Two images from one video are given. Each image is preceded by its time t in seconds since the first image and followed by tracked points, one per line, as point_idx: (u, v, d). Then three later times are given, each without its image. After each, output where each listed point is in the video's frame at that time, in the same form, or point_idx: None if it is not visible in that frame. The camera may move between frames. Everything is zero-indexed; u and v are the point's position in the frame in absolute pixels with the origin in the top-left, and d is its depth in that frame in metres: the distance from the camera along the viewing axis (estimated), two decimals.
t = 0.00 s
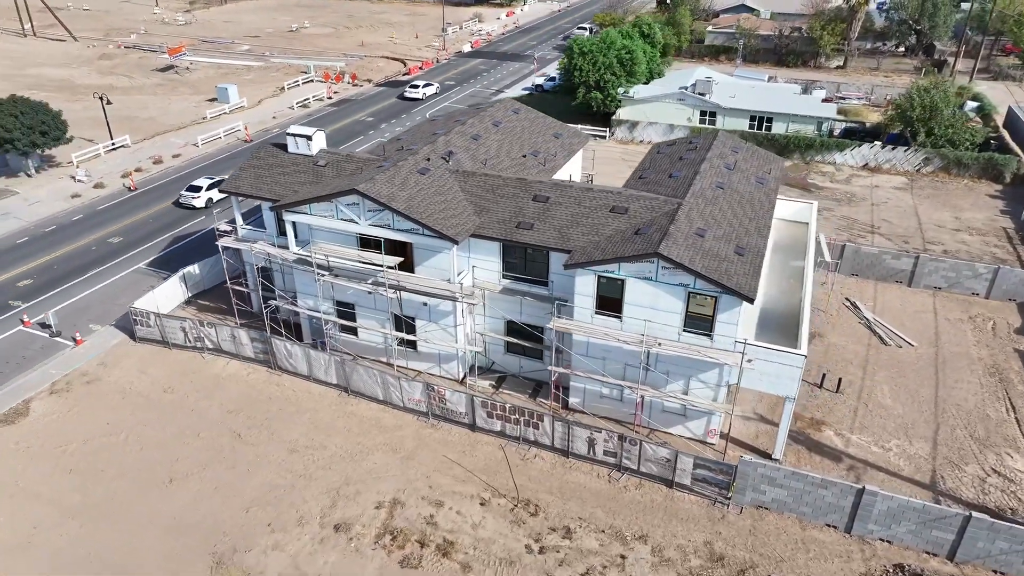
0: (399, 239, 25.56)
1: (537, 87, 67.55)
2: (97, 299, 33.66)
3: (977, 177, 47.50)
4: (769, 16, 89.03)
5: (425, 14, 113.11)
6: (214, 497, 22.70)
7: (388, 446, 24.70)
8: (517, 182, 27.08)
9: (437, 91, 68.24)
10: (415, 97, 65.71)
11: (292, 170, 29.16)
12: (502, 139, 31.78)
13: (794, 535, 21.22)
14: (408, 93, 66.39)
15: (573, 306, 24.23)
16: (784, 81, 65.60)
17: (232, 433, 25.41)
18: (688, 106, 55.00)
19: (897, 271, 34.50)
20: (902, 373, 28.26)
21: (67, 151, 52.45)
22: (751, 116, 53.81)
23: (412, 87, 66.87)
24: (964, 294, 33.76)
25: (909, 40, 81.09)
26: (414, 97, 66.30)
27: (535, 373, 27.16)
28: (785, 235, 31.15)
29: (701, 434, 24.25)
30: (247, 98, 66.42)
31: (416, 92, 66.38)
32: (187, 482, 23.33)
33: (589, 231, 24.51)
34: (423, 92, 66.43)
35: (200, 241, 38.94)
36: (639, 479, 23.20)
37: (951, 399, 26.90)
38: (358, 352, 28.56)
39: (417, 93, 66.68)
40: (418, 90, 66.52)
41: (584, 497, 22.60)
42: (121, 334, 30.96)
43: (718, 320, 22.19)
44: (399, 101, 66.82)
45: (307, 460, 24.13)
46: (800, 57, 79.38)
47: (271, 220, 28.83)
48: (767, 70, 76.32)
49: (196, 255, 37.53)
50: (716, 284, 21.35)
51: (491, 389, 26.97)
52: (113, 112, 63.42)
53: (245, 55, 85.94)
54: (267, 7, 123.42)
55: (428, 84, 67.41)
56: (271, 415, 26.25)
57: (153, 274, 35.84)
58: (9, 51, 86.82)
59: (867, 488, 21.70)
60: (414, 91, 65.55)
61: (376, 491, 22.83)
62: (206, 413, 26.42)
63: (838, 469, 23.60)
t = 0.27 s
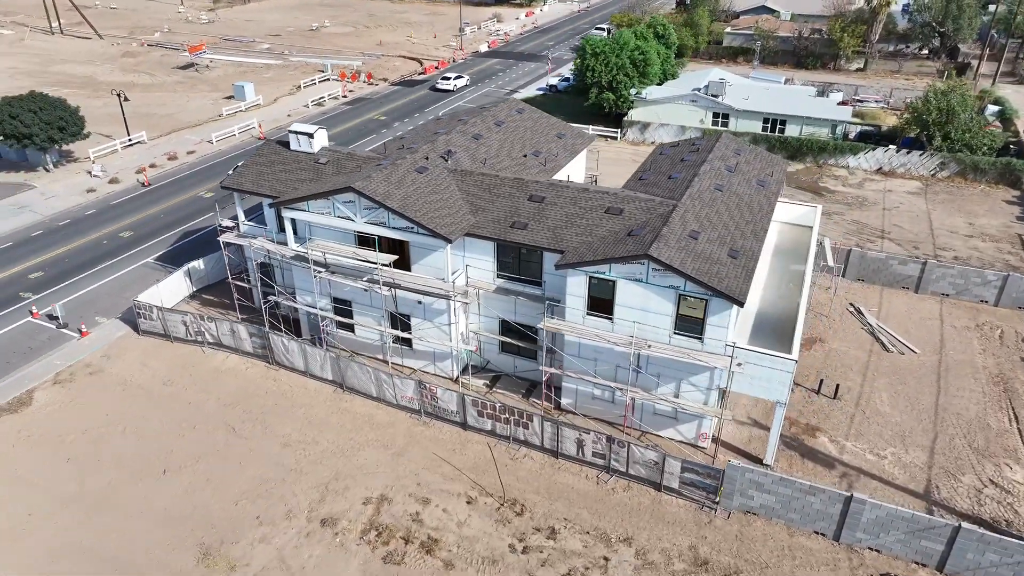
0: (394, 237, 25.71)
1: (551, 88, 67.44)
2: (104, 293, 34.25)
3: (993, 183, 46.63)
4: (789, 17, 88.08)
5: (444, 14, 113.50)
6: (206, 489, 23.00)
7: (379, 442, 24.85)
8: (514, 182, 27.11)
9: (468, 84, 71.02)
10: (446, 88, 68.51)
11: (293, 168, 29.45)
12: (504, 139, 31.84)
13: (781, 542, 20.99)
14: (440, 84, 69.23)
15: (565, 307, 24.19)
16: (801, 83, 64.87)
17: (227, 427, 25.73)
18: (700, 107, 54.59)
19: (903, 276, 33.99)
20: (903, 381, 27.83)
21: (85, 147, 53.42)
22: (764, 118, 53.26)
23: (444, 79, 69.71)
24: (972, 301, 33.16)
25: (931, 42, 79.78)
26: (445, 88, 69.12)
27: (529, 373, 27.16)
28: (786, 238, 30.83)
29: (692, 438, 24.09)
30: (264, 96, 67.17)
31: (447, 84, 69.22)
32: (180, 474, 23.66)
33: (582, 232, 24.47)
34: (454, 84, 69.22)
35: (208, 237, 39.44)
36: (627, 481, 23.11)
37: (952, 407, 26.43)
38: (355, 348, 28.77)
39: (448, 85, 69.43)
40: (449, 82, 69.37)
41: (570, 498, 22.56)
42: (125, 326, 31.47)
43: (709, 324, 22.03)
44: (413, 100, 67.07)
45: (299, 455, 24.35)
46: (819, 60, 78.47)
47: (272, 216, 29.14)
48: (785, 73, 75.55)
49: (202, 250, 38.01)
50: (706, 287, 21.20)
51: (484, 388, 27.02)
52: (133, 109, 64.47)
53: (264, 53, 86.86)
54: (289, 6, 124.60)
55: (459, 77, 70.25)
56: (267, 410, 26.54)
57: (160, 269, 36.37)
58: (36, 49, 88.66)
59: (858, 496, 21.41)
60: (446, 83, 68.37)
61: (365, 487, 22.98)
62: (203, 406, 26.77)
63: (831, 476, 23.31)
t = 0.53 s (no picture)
0: (390, 235, 25.86)
1: (564, 88, 67.34)
2: (112, 286, 34.84)
3: (1009, 189, 45.74)
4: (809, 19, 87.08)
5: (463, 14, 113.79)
6: (198, 481, 23.33)
7: (370, 439, 25.02)
8: (511, 182, 27.14)
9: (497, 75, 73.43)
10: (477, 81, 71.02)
11: (294, 165, 29.74)
12: (505, 138, 31.90)
13: (767, 548, 20.79)
14: (471, 77, 71.67)
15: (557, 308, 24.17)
16: (817, 85, 64.05)
17: (222, 420, 26.06)
18: (713, 109, 54.19)
19: (909, 282, 33.46)
20: (903, 388, 27.43)
21: (102, 143, 54.36)
22: (777, 121, 52.74)
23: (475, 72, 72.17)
24: (980, 308, 32.57)
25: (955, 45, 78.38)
26: (476, 81, 71.64)
27: (523, 373, 27.18)
28: (788, 242, 30.51)
29: (682, 441, 23.96)
30: (280, 94, 67.86)
31: (477, 77, 71.72)
32: (174, 466, 24.01)
33: (576, 232, 24.43)
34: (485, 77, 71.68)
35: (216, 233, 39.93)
36: (615, 483, 23.05)
37: (951, 416, 26.00)
38: (352, 345, 28.99)
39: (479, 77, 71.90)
40: (480, 74, 71.81)
41: (557, 498, 22.54)
42: (129, 319, 31.99)
43: (698, 326, 21.88)
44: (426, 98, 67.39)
45: (291, 449, 24.60)
46: (838, 62, 77.46)
47: (272, 213, 29.45)
48: (803, 75, 74.73)
49: (209, 246, 38.51)
50: (695, 290, 21.06)
51: (478, 387, 27.08)
52: (151, 106, 65.49)
53: (283, 52, 87.72)
54: (310, 6, 125.63)
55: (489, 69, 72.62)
56: (262, 404, 26.83)
57: (167, 263, 36.91)
58: (62, 47, 90.38)
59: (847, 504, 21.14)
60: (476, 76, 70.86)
61: (353, 483, 23.15)
62: (200, 399, 27.14)
63: (822, 482, 23.05)
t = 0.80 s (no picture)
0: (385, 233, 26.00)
1: (578, 89, 67.23)
2: (119, 279, 35.43)
3: None
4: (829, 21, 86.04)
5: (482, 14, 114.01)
6: (191, 473, 23.67)
7: (362, 435, 25.18)
8: (507, 181, 27.18)
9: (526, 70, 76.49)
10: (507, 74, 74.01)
11: (296, 163, 30.03)
12: (507, 138, 31.96)
13: (752, 554, 20.61)
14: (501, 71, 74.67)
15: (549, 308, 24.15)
16: (834, 87, 63.27)
17: (218, 414, 26.39)
18: (725, 111, 53.79)
19: (915, 288, 32.96)
20: (902, 395, 27.04)
21: (119, 139, 55.27)
22: (790, 123, 52.22)
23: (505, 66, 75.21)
24: (987, 316, 31.98)
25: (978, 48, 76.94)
26: (506, 74, 74.62)
27: (517, 372, 27.19)
28: (789, 246, 30.22)
29: (673, 444, 23.83)
30: (295, 93, 68.50)
31: (508, 71, 74.69)
32: (168, 458, 24.37)
33: (569, 233, 24.41)
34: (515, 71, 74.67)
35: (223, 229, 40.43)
36: (603, 485, 22.99)
37: (950, 424, 25.57)
38: (349, 341, 29.21)
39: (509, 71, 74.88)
40: (510, 68, 74.83)
41: (544, 499, 22.54)
42: (134, 313, 32.52)
43: (688, 329, 21.75)
44: (440, 98, 67.77)
45: (283, 444, 24.85)
46: (858, 64, 76.40)
47: (273, 210, 29.75)
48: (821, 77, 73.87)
49: (216, 242, 39.01)
50: (684, 292, 20.93)
51: (472, 386, 27.15)
52: (169, 103, 66.46)
53: (301, 51, 88.50)
54: (331, 5, 126.65)
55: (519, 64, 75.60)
56: (258, 399, 27.13)
57: (174, 258, 37.44)
58: (87, 44, 92.03)
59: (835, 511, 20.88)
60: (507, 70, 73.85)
61: (342, 478, 23.33)
62: (198, 393, 27.50)
63: (813, 489, 22.79)
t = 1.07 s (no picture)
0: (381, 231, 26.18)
1: (591, 89, 67.07)
2: (127, 273, 36.02)
3: None
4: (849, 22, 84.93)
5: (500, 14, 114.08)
6: (184, 465, 24.01)
7: (354, 431, 25.37)
8: (504, 181, 27.24)
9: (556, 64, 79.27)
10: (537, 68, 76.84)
11: (298, 160, 30.32)
12: (508, 138, 32.02)
13: (737, 559, 20.45)
14: (532, 64, 77.61)
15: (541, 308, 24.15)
16: (850, 90, 62.46)
17: (214, 407, 26.74)
18: (737, 112, 53.36)
19: (920, 293, 32.45)
20: (901, 402, 26.66)
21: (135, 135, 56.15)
22: (803, 125, 51.64)
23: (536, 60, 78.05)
24: (993, 323, 31.41)
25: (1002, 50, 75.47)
26: (536, 67, 77.49)
27: (511, 372, 27.23)
28: (790, 249, 29.92)
29: (663, 446, 23.71)
30: (310, 91, 69.11)
31: (538, 64, 77.53)
32: (163, 449, 24.74)
33: (562, 233, 24.39)
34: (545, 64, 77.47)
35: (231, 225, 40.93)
36: (591, 486, 22.94)
37: (949, 433, 25.16)
38: (347, 338, 29.44)
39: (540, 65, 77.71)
40: (540, 62, 77.63)
41: (531, 498, 22.55)
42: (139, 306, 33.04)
43: (677, 331, 21.64)
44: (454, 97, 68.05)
45: (277, 439, 25.11)
46: (877, 66, 75.30)
47: (274, 206, 30.05)
48: (839, 79, 72.98)
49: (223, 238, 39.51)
50: (673, 294, 20.82)
51: (465, 384, 27.24)
52: (187, 100, 67.37)
53: (319, 50, 89.24)
54: (351, 4, 127.48)
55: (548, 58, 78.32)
56: (255, 393, 27.44)
57: (181, 253, 37.98)
58: (110, 42, 93.56)
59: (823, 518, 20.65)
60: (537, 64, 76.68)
61: (332, 474, 23.53)
62: (196, 386, 27.87)
63: (804, 494, 22.55)
